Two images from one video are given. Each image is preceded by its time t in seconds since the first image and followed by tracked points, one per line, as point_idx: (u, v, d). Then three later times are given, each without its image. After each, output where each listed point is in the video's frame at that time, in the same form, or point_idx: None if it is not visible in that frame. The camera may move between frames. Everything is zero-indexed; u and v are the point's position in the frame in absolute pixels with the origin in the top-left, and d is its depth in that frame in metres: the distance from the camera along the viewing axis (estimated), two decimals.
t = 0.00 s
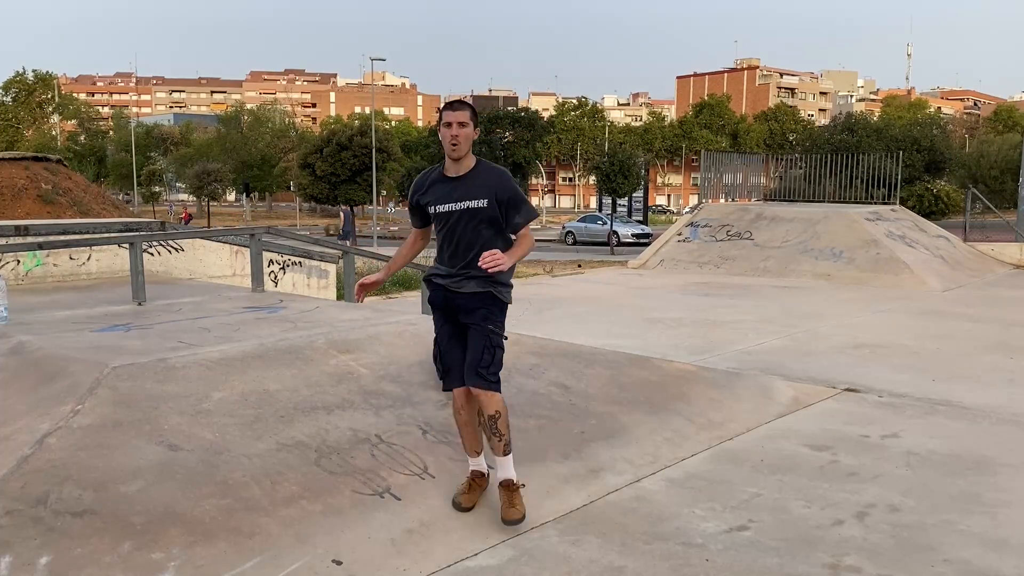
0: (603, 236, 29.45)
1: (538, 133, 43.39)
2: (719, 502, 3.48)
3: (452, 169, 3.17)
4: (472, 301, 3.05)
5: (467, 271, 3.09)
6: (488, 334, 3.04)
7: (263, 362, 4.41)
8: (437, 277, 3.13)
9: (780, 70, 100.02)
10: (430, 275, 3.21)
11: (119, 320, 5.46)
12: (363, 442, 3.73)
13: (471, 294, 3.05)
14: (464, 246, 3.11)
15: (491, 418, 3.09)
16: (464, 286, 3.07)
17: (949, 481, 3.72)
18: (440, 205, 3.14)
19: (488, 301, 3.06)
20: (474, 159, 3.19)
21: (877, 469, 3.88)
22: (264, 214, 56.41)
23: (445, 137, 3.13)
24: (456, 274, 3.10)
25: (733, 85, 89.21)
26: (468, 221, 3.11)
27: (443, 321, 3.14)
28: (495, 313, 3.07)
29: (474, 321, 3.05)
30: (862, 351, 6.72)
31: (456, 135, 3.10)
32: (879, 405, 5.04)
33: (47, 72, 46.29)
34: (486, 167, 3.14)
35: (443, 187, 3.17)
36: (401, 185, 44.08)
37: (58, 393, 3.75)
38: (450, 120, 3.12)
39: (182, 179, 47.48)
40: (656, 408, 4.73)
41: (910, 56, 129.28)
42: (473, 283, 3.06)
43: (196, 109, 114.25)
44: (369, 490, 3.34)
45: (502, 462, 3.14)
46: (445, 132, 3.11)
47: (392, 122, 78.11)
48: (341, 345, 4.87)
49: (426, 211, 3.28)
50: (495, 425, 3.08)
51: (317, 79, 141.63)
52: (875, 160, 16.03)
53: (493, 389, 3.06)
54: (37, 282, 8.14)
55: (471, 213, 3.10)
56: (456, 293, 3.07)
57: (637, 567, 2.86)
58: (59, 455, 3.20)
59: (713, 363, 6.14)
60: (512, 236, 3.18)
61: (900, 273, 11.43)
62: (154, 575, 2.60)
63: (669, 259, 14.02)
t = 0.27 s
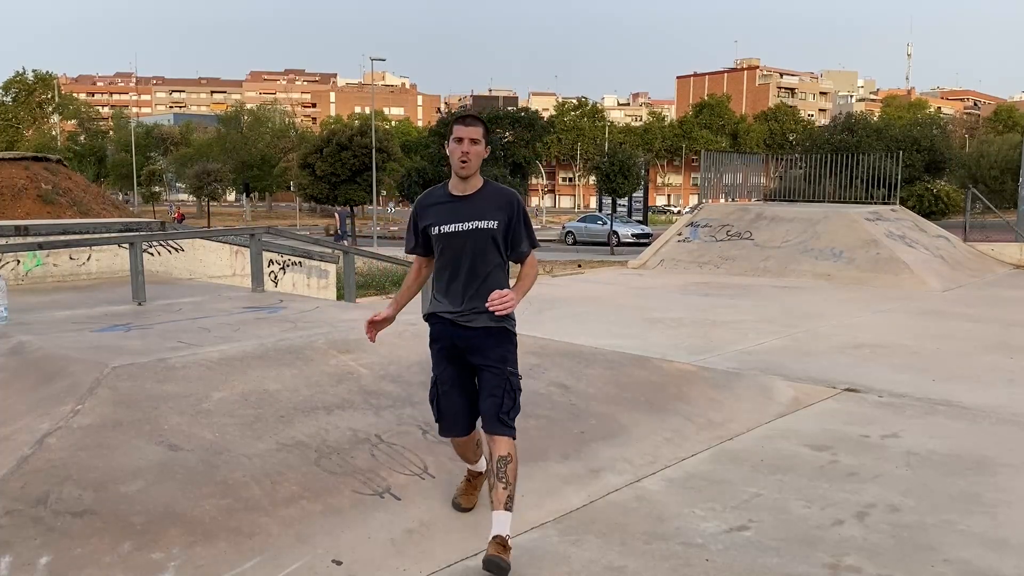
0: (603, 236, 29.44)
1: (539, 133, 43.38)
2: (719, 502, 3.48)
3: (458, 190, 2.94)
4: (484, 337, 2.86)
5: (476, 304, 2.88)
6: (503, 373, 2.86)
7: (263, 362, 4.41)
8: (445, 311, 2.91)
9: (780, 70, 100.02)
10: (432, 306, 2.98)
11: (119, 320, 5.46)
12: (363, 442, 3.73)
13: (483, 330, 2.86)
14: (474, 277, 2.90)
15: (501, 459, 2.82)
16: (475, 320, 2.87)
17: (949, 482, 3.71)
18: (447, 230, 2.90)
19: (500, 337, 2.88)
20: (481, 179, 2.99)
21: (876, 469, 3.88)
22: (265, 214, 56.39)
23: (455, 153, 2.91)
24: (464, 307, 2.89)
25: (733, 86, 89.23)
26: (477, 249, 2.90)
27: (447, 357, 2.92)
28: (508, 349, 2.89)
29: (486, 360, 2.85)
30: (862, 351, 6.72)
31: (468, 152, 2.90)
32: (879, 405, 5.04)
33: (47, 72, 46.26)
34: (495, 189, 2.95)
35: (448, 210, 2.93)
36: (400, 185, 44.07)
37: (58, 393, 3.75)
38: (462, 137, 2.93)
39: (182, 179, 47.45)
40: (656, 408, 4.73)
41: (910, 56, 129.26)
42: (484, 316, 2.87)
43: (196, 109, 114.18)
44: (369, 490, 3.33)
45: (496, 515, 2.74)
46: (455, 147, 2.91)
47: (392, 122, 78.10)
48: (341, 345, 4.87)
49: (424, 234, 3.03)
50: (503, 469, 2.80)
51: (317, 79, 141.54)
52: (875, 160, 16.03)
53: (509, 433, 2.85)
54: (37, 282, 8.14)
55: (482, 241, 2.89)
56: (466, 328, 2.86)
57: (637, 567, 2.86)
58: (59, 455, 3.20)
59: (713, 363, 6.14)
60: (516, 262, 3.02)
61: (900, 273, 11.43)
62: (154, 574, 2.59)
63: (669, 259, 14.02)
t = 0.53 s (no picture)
0: (603, 236, 29.44)
1: (539, 133, 43.37)
2: (719, 502, 3.48)
3: (464, 198, 2.74)
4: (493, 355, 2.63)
5: (484, 319, 2.66)
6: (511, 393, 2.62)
7: (263, 362, 4.41)
8: (451, 327, 2.67)
9: (780, 70, 100.02)
10: (434, 325, 2.74)
11: (119, 320, 5.46)
12: (363, 442, 3.73)
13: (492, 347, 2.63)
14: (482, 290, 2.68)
15: (487, 492, 2.54)
16: (483, 337, 2.64)
17: (949, 481, 3.71)
18: (455, 240, 2.69)
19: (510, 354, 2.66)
20: (488, 188, 2.80)
21: (877, 469, 3.88)
22: (265, 214, 56.38)
23: (461, 158, 2.72)
24: (470, 323, 2.66)
25: (733, 86, 89.26)
26: (487, 260, 2.69)
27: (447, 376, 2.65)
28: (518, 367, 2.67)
29: (491, 377, 2.60)
30: (862, 351, 6.72)
31: (473, 159, 2.71)
32: (879, 405, 5.04)
33: (47, 72, 46.22)
34: (504, 199, 2.77)
35: (454, 220, 2.72)
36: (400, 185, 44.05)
37: (58, 393, 3.75)
38: (468, 141, 2.72)
39: (182, 179, 47.44)
40: (656, 408, 4.73)
41: (910, 56, 129.26)
42: (493, 333, 2.66)
43: (196, 109, 114.15)
44: (368, 490, 3.33)
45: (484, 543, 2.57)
46: (461, 154, 2.71)
47: (392, 122, 78.10)
48: (341, 345, 4.87)
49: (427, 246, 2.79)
50: (491, 503, 2.53)
51: (316, 79, 141.53)
52: (875, 160, 16.03)
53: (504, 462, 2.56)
54: (37, 282, 8.14)
55: (493, 251, 2.69)
56: (474, 344, 2.63)
57: (637, 567, 2.86)
58: (59, 455, 3.20)
59: (713, 363, 6.14)
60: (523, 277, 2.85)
61: (900, 273, 11.43)
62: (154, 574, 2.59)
63: (669, 259, 14.02)
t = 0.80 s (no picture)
0: (603, 236, 29.45)
1: (539, 133, 43.37)
2: (719, 502, 3.48)
3: (463, 183, 2.54)
4: (491, 356, 2.44)
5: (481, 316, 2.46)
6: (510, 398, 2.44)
7: (263, 362, 4.41)
8: (446, 325, 2.49)
9: (780, 70, 100.02)
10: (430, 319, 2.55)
11: (119, 320, 5.46)
12: (363, 442, 3.73)
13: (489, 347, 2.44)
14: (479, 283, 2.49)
15: (486, 502, 2.51)
16: (480, 337, 2.45)
17: (949, 482, 3.71)
18: (452, 228, 2.50)
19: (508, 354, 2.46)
20: (490, 173, 2.59)
21: (876, 470, 3.88)
22: (265, 214, 56.38)
23: (460, 142, 2.53)
24: (467, 319, 2.47)
25: (733, 86, 89.29)
26: (486, 251, 2.48)
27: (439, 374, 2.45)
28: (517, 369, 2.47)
29: (489, 382, 2.44)
30: (862, 351, 6.72)
31: (473, 139, 2.51)
32: (879, 405, 5.04)
33: (47, 72, 46.18)
34: (506, 184, 2.56)
35: (452, 207, 2.53)
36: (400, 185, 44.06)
37: (58, 393, 3.75)
38: (468, 122, 2.53)
39: (182, 179, 47.44)
40: (656, 408, 4.73)
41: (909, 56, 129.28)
42: (492, 333, 2.46)
43: (196, 109, 114.14)
44: (369, 490, 3.33)
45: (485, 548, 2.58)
46: (460, 135, 2.53)
47: (392, 122, 78.10)
48: (341, 345, 4.87)
49: (424, 234, 2.60)
50: (490, 510, 2.51)
51: (316, 79, 141.48)
52: (875, 160, 16.03)
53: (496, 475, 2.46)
54: (37, 282, 8.14)
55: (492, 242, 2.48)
56: (471, 345, 2.44)
57: (637, 567, 2.86)
58: (59, 455, 3.20)
59: (714, 363, 6.15)
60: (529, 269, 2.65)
61: (900, 273, 11.42)
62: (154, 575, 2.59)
63: (669, 259, 14.02)
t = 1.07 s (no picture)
0: (603, 236, 29.44)
1: (539, 133, 43.35)
2: (720, 502, 3.48)
3: (458, 177, 2.49)
4: (490, 363, 2.35)
5: (479, 320, 2.38)
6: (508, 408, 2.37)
7: (263, 362, 4.41)
8: (440, 330, 2.40)
9: (780, 70, 100.02)
10: (422, 322, 2.44)
11: (119, 320, 5.46)
12: (363, 442, 3.73)
13: (488, 352, 2.35)
14: (475, 284, 2.41)
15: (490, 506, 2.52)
16: (475, 344, 2.36)
17: (950, 482, 3.71)
18: (446, 225, 2.43)
19: (506, 361, 2.39)
20: (486, 168, 2.54)
21: (877, 469, 3.88)
22: (265, 214, 56.36)
23: (457, 132, 2.49)
24: (462, 324, 2.39)
25: (733, 85, 89.27)
26: (482, 250, 2.41)
27: (433, 382, 2.34)
28: (515, 377, 2.41)
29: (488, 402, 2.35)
30: (862, 351, 6.72)
31: (471, 131, 2.47)
32: (879, 405, 5.04)
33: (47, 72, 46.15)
34: (502, 179, 2.50)
35: (447, 203, 2.46)
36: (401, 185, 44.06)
37: (58, 393, 3.75)
38: (465, 113, 2.49)
39: (182, 179, 47.41)
40: (656, 408, 4.73)
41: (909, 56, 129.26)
42: (489, 340, 2.38)
43: (197, 109, 114.12)
44: (369, 490, 3.33)
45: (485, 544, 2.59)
46: (457, 126, 2.48)
47: (392, 122, 78.09)
48: (341, 345, 4.87)
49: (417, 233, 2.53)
50: (493, 514, 2.52)
51: (316, 79, 141.45)
52: (875, 160, 16.02)
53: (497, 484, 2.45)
54: (37, 282, 8.14)
55: (488, 240, 2.41)
56: (466, 356, 2.35)
57: (637, 567, 2.86)
58: (59, 455, 3.20)
59: (714, 363, 6.15)
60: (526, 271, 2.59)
61: (901, 273, 11.42)
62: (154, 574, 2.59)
63: (669, 259, 14.02)
